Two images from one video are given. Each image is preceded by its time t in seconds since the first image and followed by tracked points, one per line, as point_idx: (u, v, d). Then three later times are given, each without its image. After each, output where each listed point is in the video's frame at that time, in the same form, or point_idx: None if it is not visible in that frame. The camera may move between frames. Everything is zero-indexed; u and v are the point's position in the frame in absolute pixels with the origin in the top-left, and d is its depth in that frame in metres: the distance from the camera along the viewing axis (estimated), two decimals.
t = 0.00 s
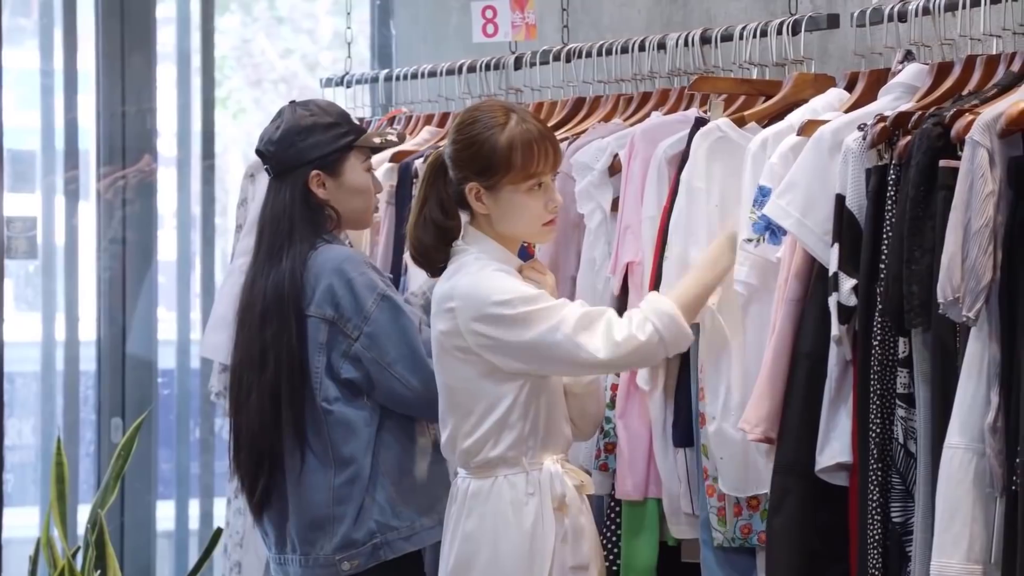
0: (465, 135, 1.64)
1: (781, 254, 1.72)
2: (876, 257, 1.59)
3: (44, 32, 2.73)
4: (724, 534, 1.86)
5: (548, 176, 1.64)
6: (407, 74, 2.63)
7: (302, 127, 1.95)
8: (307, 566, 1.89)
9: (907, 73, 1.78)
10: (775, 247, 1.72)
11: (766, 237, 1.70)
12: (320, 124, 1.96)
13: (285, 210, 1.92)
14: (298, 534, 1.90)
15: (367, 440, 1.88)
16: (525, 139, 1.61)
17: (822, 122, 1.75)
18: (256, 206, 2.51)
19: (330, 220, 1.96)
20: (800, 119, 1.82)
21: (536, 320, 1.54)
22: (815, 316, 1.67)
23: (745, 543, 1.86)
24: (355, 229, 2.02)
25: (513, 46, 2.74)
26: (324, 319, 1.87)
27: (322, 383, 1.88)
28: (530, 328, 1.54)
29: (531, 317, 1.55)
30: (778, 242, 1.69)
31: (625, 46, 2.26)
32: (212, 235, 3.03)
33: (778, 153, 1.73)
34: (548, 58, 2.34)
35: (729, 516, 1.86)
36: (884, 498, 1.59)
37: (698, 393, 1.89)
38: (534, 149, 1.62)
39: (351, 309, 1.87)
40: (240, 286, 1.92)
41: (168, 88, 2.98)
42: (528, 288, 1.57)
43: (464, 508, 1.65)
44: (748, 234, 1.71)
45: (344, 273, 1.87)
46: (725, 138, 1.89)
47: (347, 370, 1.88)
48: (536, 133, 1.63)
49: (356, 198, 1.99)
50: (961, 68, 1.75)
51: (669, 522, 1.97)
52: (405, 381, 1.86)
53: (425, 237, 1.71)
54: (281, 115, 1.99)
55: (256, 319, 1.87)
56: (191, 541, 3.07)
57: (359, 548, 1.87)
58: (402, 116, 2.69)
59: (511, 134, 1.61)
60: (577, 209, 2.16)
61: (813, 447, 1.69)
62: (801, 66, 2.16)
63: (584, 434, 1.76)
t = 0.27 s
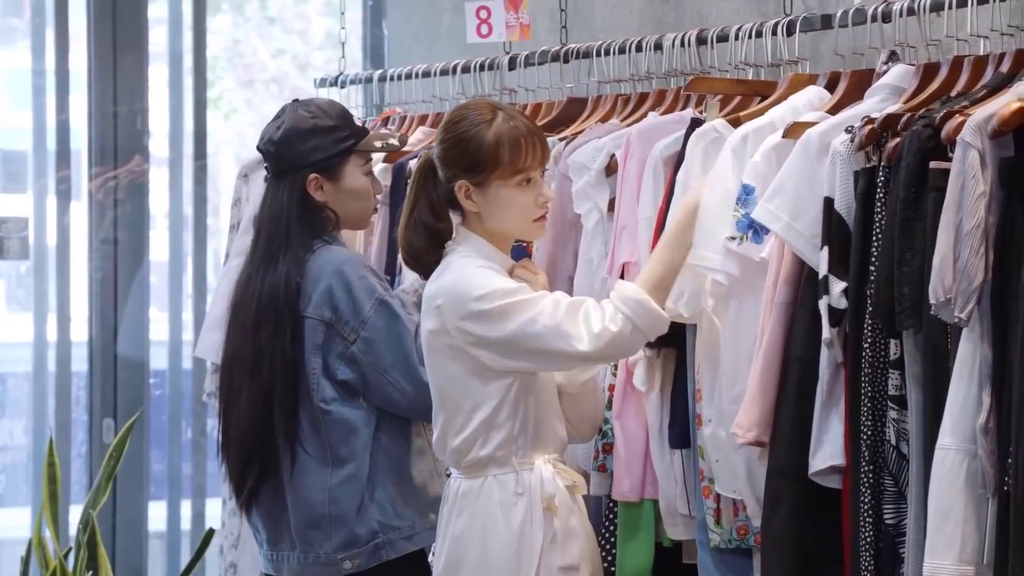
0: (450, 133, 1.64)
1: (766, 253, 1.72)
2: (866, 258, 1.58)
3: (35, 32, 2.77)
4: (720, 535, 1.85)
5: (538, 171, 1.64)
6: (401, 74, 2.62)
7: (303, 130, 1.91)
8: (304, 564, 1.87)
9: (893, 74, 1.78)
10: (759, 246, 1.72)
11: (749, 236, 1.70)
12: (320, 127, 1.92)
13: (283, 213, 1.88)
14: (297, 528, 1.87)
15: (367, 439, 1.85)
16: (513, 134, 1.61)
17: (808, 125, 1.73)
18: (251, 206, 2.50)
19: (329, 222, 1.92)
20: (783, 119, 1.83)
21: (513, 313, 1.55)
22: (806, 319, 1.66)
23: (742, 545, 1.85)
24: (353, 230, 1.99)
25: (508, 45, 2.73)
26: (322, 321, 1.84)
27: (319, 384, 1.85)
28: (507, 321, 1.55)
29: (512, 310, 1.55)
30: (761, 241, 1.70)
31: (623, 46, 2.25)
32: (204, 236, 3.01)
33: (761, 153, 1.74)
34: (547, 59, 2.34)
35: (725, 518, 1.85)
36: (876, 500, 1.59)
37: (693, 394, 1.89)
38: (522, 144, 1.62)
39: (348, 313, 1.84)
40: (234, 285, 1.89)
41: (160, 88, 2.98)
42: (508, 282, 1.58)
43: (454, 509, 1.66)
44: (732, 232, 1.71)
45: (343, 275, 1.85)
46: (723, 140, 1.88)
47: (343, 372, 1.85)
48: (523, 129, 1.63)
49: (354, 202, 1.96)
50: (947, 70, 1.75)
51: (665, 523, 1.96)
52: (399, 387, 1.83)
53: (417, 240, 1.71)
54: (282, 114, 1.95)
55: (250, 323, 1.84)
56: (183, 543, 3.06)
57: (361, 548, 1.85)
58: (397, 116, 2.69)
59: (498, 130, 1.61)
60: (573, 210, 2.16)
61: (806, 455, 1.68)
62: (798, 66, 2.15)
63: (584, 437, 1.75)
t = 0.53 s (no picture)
0: (444, 131, 1.64)
1: (745, 252, 1.74)
2: (854, 259, 1.59)
3: (28, 33, 2.76)
4: (708, 535, 1.84)
5: (532, 167, 1.65)
6: (396, 75, 2.63)
7: (326, 130, 1.94)
8: (308, 564, 1.89)
9: (879, 75, 1.79)
10: (738, 243, 1.73)
11: (728, 235, 1.72)
12: (343, 128, 1.95)
13: (306, 212, 1.90)
14: (299, 531, 1.90)
15: (379, 444, 1.87)
16: (507, 131, 1.62)
17: (791, 126, 1.73)
18: (247, 206, 2.50)
19: (352, 222, 1.95)
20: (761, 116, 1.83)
21: (499, 313, 1.55)
22: (790, 319, 1.67)
23: (728, 545, 1.84)
24: (372, 230, 2.02)
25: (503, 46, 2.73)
26: (343, 323, 1.87)
27: (335, 388, 1.87)
28: (493, 321, 1.55)
29: (497, 310, 1.55)
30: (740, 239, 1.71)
31: (621, 48, 2.25)
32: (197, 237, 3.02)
33: (742, 151, 1.75)
34: (547, 59, 2.34)
35: (713, 518, 1.84)
36: (867, 502, 1.59)
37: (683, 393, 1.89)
38: (516, 140, 1.62)
39: (369, 318, 1.86)
40: (253, 277, 1.90)
41: (154, 89, 2.98)
42: (494, 282, 1.58)
43: (446, 509, 1.66)
44: (710, 231, 1.72)
45: (368, 280, 1.87)
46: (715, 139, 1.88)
47: (360, 376, 1.88)
48: (517, 125, 1.63)
49: (375, 202, 2.00)
50: (935, 69, 1.76)
51: (657, 523, 1.96)
52: (413, 395, 1.86)
53: (411, 240, 1.70)
54: (303, 112, 1.97)
55: (271, 321, 1.86)
56: (177, 543, 3.07)
57: (365, 552, 1.87)
58: (392, 116, 2.68)
59: (493, 127, 1.62)
60: (573, 212, 2.16)
61: (792, 455, 1.69)
62: (793, 66, 2.16)
63: (581, 436, 1.76)
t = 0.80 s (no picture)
0: (437, 130, 1.65)
1: (736, 252, 1.74)
2: (844, 257, 1.59)
3: (23, 34, 2.76)
4: (700, 535, 1.84)
5: (525, 167, 1.64)
6: (392, 75, 2.63)
7: (350, 130, 1.96)
8: (321, 565, 1.89)
9: (869, 74, 1.79)
10: (729, 243, 1.73)
11: (720, 235, 1.71)
12: (366, 129, 1.97)
13: (330, 211, 1.91)
14: (313, 531, 1.89)
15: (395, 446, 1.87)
16: (502, 130, 1.63)
17: (782, 122, 1.74)
18: (241, 207, 2.50)
19: (372, 222, 1.95)
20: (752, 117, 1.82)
21: (492, 316, 1.55)
22: (775, 313, 1.66)
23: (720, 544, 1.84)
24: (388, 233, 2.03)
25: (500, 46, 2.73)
26: (362, 325, 1.87)
27: (353, 390, 1.87)
28: (486, 324, 1.55)
29: (489, 315, 1.55)
30: (732, 238, 1.71)
31: (619, 48, 2.24)
32: (192, 238, 3.02)
33: (734, 151, 1.75)
34: (545, 60, 2.33)
35: (705, 518, 1.84)
36: (854, 501, 1.59)
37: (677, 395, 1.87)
38: (511, 139, 1.63)
39: (389, 321, 1.87)
40: (273, 274, 1.90)
41: (149, 90, 2.98)
42: (486, 285, 1.57)
43: (441, 509, 1.66)
44: (703, 231, 1.71)
45: (388, 283, 1.88)
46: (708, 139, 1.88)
47: (378, 378, 1.88)
48: (512, 126, 1.64)
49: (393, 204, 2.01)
50: (927, 69, 1.76)
51: (651, 524, 1.96)
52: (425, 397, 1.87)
53: (402, 241, 1.69)
54: (326, 114, 2.00)
55: (292, 322, 1.85)
56: (172, 543, 3.07)
57: (379, 554, 1.87)
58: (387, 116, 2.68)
59: (488, 126, 1.62)
60: (571, 214, 2.15)
61: (772, 450, 1.68)
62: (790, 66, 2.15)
63: (574, 437, 1.76)
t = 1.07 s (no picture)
0: (433, 131, 1.65)
1: (729, 253, 1.72)
2: (833, 257, 1.59)
3: (16, 36, 2.77)
4: (698, 538, 1.85)
5: (522, 168, 1.64)
6: (386, 77, 2.63)
7: (358, 130, 1.96)
8: (325, 567, 1.89)
9: (860, 75, 1.79)
10: (723, 245, 1.72)
11: (713, 237, 1.70)
12: (374, 129, 1.97)
13: (338, 211, 1.91)
14: (318, 534, 1.89)
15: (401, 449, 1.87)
16: (499, 131, 1.63)
17: (774, 123, 1.74)
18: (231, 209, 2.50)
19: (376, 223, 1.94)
20: (746, 120, 1.82)
21: (485, 319, 1.55)
22: (764, 312, 1.66)
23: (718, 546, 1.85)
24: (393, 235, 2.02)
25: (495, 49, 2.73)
26: (369, 327, 1.87)
27: (359, 392, 1.86)
28: (479, 327, 1.55)
29: (482, 317, 1.55)
30: (726, 240, 1.70)
31: (614, 50, 2.24)
32: (185, 239, 3.02)
33: (727, 153, 1.74)
34: (540, 61, 2.33)
35: (704, 522, 1.83)
36: (839, 500, 1.59)
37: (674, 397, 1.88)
38: (507, 140, 1.62)
39: (393, 323, 1.88)
40: (281, 272, 1.90)
41: (142, 92, 2.99)
42: (479, 287, 1.57)
43: (433, 511, 1.66)
44: (695, 234, 1.70)
45: (393, 285, 1.88)
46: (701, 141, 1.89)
47: (382, 379, 1.87)
48: (509, 127, 1.64)
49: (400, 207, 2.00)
50: (918, 70, 1.76)
51: (648, 526, 1.96)
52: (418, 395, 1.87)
53: (394, 242, 1.69)
54: (334, 114, 2.00)
55: (301, 322, 1.84)
56: (166, 545, 3.07)
57: (385, 556, 1.88)
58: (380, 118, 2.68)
59: (485, 126, 1.62)
60: (565, 215, 2.15)
61: (758, 449, 1.67)
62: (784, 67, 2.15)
63: (565, 439, 1.75)
